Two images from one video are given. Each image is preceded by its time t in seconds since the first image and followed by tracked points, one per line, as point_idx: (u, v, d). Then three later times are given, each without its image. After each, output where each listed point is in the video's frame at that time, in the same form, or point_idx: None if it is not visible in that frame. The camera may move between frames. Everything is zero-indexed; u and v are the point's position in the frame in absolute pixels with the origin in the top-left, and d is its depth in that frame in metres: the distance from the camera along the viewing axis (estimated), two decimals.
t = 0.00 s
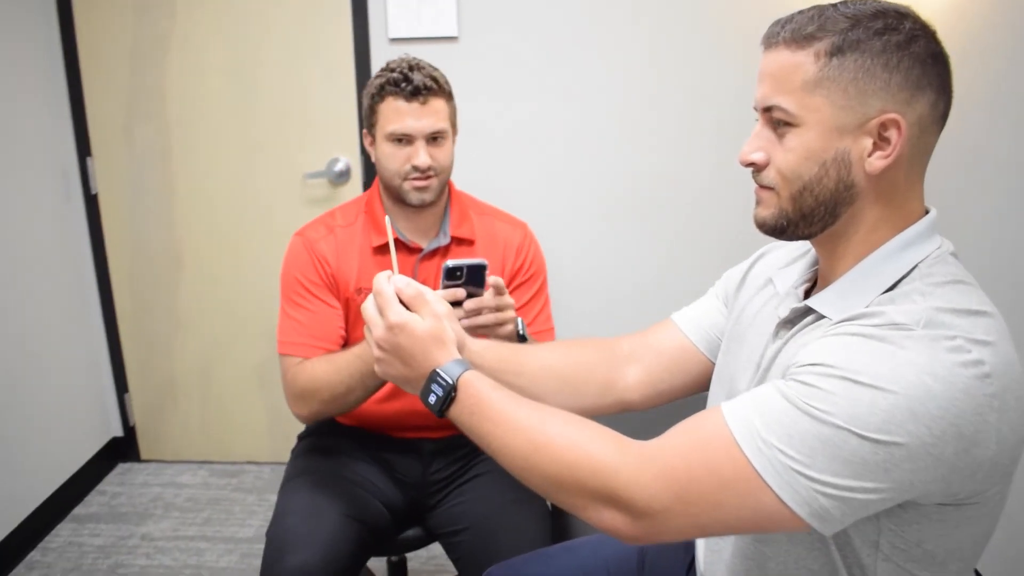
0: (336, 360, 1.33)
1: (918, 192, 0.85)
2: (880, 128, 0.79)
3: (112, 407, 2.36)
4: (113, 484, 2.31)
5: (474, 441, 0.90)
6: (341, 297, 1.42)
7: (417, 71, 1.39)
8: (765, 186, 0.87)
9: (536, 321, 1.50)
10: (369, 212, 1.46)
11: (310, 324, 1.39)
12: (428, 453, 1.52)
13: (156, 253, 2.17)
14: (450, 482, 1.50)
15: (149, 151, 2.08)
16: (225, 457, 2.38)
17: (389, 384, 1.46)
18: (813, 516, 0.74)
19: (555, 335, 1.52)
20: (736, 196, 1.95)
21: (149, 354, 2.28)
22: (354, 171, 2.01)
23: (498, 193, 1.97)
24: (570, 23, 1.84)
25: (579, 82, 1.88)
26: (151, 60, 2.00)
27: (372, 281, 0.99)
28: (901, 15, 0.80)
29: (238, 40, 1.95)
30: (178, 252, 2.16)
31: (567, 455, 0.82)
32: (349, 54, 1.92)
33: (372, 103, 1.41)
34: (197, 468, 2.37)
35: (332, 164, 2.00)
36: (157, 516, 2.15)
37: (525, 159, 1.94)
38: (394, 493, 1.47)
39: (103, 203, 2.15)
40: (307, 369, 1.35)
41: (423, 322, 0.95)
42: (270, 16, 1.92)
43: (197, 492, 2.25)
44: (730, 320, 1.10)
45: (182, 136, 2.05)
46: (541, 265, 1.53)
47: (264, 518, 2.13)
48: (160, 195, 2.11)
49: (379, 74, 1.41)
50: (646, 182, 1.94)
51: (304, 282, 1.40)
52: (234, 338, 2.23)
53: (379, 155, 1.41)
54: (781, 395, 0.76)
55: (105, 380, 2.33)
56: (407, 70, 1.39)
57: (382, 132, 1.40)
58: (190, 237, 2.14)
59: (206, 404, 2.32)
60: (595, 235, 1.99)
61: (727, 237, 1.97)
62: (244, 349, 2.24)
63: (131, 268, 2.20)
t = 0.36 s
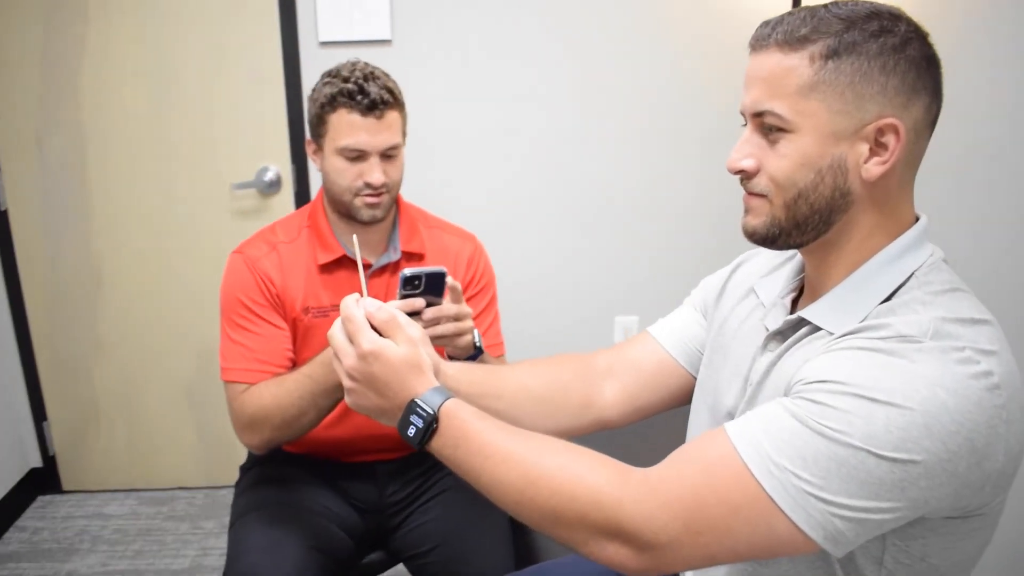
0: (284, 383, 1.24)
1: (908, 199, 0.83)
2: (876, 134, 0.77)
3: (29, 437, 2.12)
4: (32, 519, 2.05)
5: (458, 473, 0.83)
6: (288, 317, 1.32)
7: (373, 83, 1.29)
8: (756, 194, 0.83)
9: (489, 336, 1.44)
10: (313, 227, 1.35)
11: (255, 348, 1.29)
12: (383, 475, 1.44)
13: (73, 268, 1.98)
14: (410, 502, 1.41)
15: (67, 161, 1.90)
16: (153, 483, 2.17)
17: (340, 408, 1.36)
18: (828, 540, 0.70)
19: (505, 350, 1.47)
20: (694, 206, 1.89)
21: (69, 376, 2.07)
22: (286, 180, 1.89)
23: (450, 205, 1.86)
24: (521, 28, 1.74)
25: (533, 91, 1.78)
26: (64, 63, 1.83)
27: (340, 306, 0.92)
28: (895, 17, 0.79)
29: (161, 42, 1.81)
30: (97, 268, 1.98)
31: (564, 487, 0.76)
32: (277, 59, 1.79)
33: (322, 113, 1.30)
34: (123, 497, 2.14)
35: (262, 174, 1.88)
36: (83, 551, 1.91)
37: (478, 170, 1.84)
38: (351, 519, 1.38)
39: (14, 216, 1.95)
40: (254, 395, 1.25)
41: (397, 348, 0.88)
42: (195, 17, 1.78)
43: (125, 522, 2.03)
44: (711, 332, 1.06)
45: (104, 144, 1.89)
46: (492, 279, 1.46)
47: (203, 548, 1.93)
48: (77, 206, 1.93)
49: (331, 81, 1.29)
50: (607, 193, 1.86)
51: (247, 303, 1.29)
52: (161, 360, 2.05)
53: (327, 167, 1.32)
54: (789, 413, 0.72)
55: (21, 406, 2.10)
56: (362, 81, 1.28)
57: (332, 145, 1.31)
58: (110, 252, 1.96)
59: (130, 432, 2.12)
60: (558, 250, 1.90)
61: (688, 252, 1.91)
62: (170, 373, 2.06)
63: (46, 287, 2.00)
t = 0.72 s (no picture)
0: (258, 383, 1.20)
1: (904, 211, 0.81)
2: (875, 142, 0.75)
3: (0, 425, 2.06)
4: None
5: (438, 480, 0.80)
6: (264, 315, 1.28)
7: (344, 64, 1.27)
8: (750, 200, 0.81)
9: (468, 337, 1.41)
10: (292, 224, 1.32)
11: (229, 346, 1.26)
12: (360, 477, 1.41)
13: (46, 258, 1.92)
14: (386, 506, 1.38)
15: (41, 150, 1.84)
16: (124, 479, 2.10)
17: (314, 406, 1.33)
18: (817, 558, 0.68)
19: (485, 351, 1.44)
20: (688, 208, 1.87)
21: (41, 366, 2.01)
22: (265, 175, 1.83)
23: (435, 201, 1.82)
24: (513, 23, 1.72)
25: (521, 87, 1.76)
26: (41, 48, 1.77)
27: (319, 305, 0.89)
28: (897, 23, 0.77)
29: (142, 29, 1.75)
30: (72, 257, 1.92)
31: (548, 498, 0.73)
32: (258, 50, 1.74)
33: (294, 99, 1.28)
34: (94, 491, 2.07)
35: (241, 167, 1.82)
36: (51, 545, 1.83)
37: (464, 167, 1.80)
38: (324, 520, 1.35)
39: None
40: (228, 396, 1.22)
41: (378, 350, 0.84)
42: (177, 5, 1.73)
43: (95, 517, 1.95)
44: (697, 340, 1.04)
45: (82, 131, 1.83)
46: (474, 277, 1.44)
47: (174, 544, 1.86)
48: (52, 194, 1.87)
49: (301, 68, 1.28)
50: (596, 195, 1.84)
51: (222, 301, 1.25)
52: (134, 355, 1.99)
53: (303, 156, 1.29)
54: (781, 427, 0.70)
55: None
56: (332, 62, 1.27)
57: (307, 131, 1.27)
58: (84, 242, 1.90)
59: (101, 427, 2.06)
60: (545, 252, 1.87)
61: (677, 250, 1.90)
62: (145, 368, 2.00)
63: (19, 277, 1.94)
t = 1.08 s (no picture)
0: (243, 391, 1.23)
1: (896, 212, 0.79)
2: (864, 141, 0.73)
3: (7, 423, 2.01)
4: (7, 507, 1.96)
5: (417, 482, 0.79)
6: (254, 318, 1.28)
7: (335, 65, 1.26)
8: (737, 201, 0.79)
9: (464, 339, 1.41)
10: (285, 225, 1.31)
11: (216, 350, 1.27)
12: (357, 478, 1.39)
13: (50, 256, 1.87)
14: (383, 507, 1.37)
15: (46, 147, 1.79)
16: (132, 477, 2.08)
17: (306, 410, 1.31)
18: (800, 567, 0.67)
19: (484, 352, 1.44)
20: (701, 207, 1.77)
21: (47, 365, 1.97)
22: (271, 174, 1.78)
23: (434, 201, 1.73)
24: (518, 18, 1.63)
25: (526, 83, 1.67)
26: (46, 44, 1.71)
27: (301, 305, 0.87)
28: (885, 19, 0.75)
29: (146, 24, 1.68)
30: (77, 256, 1.87)
31: (526, 502, 0.72)
32: (264, 49, 1.67)
33: (285, 100, 1.28)
34: (100, 488, 2.05)
35: (246, 167, 1.76)
36: (57, 542, 1.83)
37: (468, 168, 1.72)
38: (322, 523, 1.33)
39: None
40: (214, 400, 1.24)
41: (359, 351, 0.83)
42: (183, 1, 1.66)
43: (101, 513, 1.95)
44: (689, 342, 1.02)
45: (85, 128, 1.77)
46: (469, 277, 1.43)
47: (179, 542, 1.85)
48: (58, 190, 1.82)
49: (293, 69, 1.27)
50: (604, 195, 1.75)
51: (213, 305, 1.26)
52: (141, 355, 1.96)
53: (293, 157, 1.28)
54: (765, 432, 0.69)
55: None
56: (324, 64, 1.25)
57: (297, 132, 1.27)
58: (93, 241, 1.85)
59: (108, 427, 2.03)
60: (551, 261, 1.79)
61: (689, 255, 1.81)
62: (154, 364, 1.97)
63: (24, 276, 1.90)
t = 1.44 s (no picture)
0: (247, 395, 1.27)
1: (898, 213, 0.78)
2: (864, 141, 0.72)
3: (31, 418, 2.06)
4: (30, 501, 2.01)
5: (411, 477, 0.79)
6: (260, 319, 1.32)
7: (342, 71, 1.26)
8: (736, 203, 0.79)
9: (473, 339, 1.43)
10: (292, 226, 1.34)
11: (222, 351, 1.31)
12: (367, 476, 1.40)
13: (74, 255, 1.91)
14: (394, 506, 1.37)
15: (70, 148, 1.83)
16: (149, 473, 2.10)
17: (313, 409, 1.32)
18: (790, 570, 0.66)
19: (493, 351, 1.46)
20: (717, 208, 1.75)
21: (69, 362, 2.01)
22: (290, 175, 1.80)
23: (444, 200, 1.73)
24: (532, 19, 1.62)
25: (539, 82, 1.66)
26: (71, 47, 1.75)
27: (299, 297, 0.88)
28: (887, 17, 0.74)
29: (167, 27, 1.71)
30: (100, 254, 1.91)
31: (517, 498, 0.72)
32: (283, 50, 1.69)
33: (292, 104, 1.29)
34: (121, 483, 2.08)
35: (265, 166, 1.78)
36: (78, 536, 1.87)
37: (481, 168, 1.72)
38: (334, 521, 1.34)
39: (19, 204, 1.88)
40: (220, 401, 1.30)
41: (356, 343, 0.84)
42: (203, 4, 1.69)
43: (121, 509, 1.97)
44: (690, 341, 1.03)
45: (108, 129, 1.80)
46: (477, 276, 1.44)
47: (196, 538, 1.88)
48: (82, 190, 1.86)
49: (300, 73, 1.29)
50: (618, 196, 1.73)
51: (220, 306, 1.30)
52: (160, 351, 1.98)
53: (300, 160, 1.30)
54: (757, 433, 0.68)
55: (24, 388, 2.04)
56: (330, 69, 1.26)
57: (304, 136, 1.29)
58: (116, 241, 1.89)
59: (127, 424, 2.05)
60: (563, 262, 1.78)
61: (704, 255, 1.77)
62: (171, 361, 1.98)
63: (48, 275, 1.94)
